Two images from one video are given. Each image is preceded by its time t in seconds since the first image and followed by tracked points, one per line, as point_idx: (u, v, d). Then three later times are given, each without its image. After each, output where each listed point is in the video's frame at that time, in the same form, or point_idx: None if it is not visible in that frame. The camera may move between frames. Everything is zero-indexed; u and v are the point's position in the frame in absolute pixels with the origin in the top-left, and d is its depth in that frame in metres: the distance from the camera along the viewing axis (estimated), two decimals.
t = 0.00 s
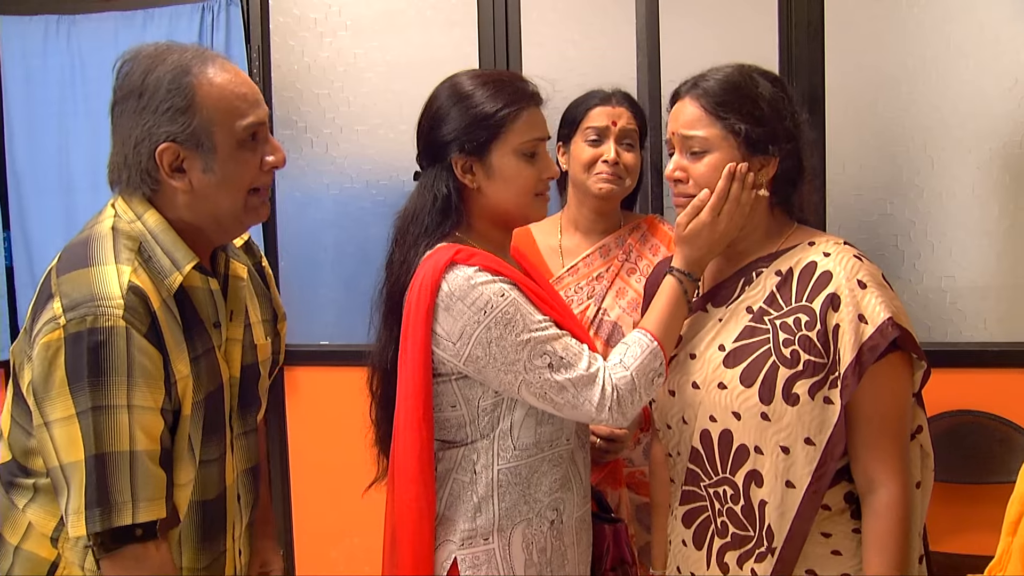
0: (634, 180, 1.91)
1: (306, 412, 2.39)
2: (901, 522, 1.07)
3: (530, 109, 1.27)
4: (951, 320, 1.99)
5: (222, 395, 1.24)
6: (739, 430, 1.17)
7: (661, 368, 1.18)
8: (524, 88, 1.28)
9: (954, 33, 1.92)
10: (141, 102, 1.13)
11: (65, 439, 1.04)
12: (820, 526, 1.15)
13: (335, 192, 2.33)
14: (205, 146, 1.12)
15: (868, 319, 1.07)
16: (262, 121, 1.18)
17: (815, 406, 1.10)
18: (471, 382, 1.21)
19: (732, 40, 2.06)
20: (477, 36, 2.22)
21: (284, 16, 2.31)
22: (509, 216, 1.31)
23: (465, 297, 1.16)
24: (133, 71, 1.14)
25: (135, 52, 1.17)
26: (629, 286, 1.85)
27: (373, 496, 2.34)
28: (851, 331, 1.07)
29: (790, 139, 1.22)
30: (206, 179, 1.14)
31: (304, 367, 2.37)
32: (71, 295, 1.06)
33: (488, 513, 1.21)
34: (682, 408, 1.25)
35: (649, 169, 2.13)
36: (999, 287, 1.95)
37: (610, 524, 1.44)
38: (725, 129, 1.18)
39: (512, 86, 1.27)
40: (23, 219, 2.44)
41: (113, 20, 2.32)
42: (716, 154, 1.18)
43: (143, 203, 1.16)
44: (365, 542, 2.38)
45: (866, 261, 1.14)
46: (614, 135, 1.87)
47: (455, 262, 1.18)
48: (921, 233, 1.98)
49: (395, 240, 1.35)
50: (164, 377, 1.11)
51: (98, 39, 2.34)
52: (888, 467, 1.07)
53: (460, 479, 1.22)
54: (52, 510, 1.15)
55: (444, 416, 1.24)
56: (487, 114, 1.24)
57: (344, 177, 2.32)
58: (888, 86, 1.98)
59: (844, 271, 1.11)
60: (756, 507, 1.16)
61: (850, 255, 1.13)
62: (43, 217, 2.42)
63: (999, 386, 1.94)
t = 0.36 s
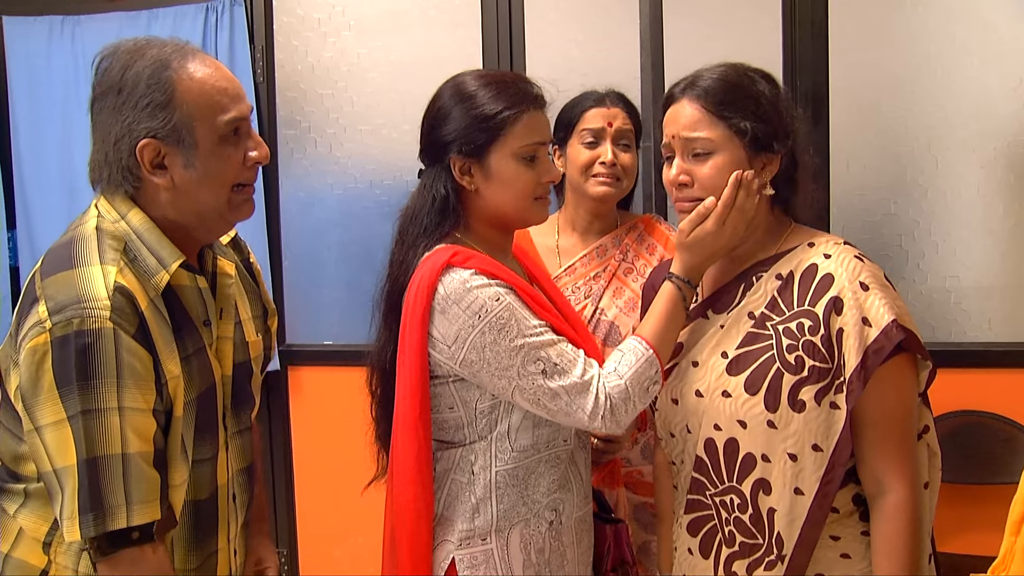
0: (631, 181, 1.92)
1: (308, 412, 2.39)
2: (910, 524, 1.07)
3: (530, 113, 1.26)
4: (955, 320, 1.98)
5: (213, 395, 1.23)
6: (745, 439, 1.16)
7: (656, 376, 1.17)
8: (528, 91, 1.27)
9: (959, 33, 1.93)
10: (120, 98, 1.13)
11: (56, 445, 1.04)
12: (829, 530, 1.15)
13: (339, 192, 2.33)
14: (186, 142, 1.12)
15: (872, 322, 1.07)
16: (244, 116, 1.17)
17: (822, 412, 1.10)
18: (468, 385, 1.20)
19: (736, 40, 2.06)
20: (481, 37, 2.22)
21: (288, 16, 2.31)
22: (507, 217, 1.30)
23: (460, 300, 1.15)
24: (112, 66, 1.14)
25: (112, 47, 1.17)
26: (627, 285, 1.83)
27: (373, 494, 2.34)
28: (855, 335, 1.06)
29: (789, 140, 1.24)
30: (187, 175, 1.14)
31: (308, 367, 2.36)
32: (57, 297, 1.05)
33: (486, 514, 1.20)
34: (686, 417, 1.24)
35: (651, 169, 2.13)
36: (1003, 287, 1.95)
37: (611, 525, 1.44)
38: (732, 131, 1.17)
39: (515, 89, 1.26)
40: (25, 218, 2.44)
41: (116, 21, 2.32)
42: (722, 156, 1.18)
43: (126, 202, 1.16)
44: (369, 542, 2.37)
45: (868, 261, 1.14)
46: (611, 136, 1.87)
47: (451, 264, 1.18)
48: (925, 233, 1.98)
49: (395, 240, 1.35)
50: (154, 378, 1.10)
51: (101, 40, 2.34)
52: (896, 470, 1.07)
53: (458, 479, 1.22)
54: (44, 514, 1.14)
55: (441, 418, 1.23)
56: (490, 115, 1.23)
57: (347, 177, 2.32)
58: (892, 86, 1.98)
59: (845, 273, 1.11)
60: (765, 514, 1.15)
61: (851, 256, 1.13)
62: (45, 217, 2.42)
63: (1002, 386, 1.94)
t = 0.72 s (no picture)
0: (632, 181, 1.91)
1: (314, 412, 2.39)
2: (932, 532, 1.07)
3: (534, 117, 1.23)
4: (963, 321, 1.97)
5: (218, 394, 1.23)
6: (762, 448, 1.16)
7: (649, 388, 1.15)
8: (535, 96, 1.25)
9: (967, 32, 1.92)
10: (122, 97, 1.14)
11: (61, 443, 1.04)
12: (848, 540, 1.15)
13: (345, 192, 2.33)
14: (187, 139, 1.12)
15: (890, 325, 1.07)
16: (247, 114, 1.17)
17: (839, 419, 1.10)
18: (464, 387, 1.21)
19: (744, 39, 2.06)
20: (487, 37, 2.22)
21: (294, 16, 2.31)
22: (504, 222, 1.29)
23: (452, 303, 1.15)
24: (116, 67, 1.15)
25: (119, 48, 1.17)
26: (631, 286, 1.83)
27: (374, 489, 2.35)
28: (873, 339, 1.07)
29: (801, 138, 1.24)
30: (189, 174, 1.14)
31: (314, 367, 2.37)
32: (64, 297, 1.05)
33: (483, 515, 1.20)
34: (698, 428, 1.24)
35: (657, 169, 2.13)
36: (1011, 288, 1.94)
37: (616, 529, 1.43)
38: (754, 127, 1.17)
39: (524, 92, 1.24)
40: (32, 218, 2.45)
41: (124, 21, 2.33)
42: (738, 154, 1.18)
43: (131, 201, 1.17)
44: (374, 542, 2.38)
45: (883, 262, 1.14)
46: (610, 136, 1.87)
47: (445, 266, 1.18)
48: (932, 233, 1.97)
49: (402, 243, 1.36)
50: (160, 377, 1.10)
51: (109, 41, 2.34)
52: (916, 478, 1.07)
53: (455, 480, 1.22)
54: (51, 512, 1.14)
55: (438, 418, 1.24)
56: (497, 115, 1.21)
57: (354, 177, 2.32)
58: (900, 86, 1.97)
59: (861, 275, 1.11)
60: (783, 526, 1.17)
61: (866, 257, 1.14)
62: (52, 217, 2.43)
63: (1010, 387, 1.93)
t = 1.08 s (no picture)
0: (633, 184, 1.90)
1: (319, 412, 2.39)
2: (958, 542, 1.08)
3: (534, 117, 1.22)
4: (969, 322, 1.97)
5: (229, 395, 1.22)
6: (784, 458, 1.17)
7: (640, 396, 1.13)
8: (536, 97, 1.24)
9: (974, 32, 1.91)
10: (138, 101, 1.14)
11: (69, 441, 1.04)
12: (872, 550, 1.17)
13: (350, 193, 2.33)
14: (198, 144, 1.12)
15: (914, 331, 1.08)
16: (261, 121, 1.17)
17: (862, 427, 1.11)
18: (458, 388, 1.20)
19: (750, 40, 2.06)
20: (492, 38, 2.22)
21: (299, 18, 2.32)
22: (502, 225, 1.28)
23: (445, 305, 1.15)
24: (134, 72, 1.16)
25: (138, 53, 1.18)
26: (635, 286, 1.82)
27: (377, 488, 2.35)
28: (897, 346, 1.08)
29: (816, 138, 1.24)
30: (200, 178, 1.14)
31: (319, 368, 2.37)
32: (76, 297, 1.06)
33: (476, 517, 1.19)
34: (715, 438, 1.24)
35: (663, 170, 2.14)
36: (1017, 289, 1.93)
37: (620, 536, 1.41)
38: (773, 128, 1.17)
39: (524, 90, 1.23)
40: (38, 218, 2.45)
41: (130, 23, 2.33)
42: (754, 157, 1.17)
43: (145, 203, 1.17)
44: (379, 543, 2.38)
45: (904, 265, 1.15)
46: (611, 140, 1.86)
47: (439, 268, 1.18)
48: (938, 234, 1.97)
49: (407, 245, 1.36)
50: (167, 377, 1.10)
51: (115, 42, 2.35)
52: (942, 488, 1.08)
53: (449, 480, 1.22)
54: (65, 504, 1.14)
55: (435, 419, 1.24)
56: (499, 115, 1.21)
57: (359, 178, 2.32)
58: (906, 86, 1.97)
59: (883, 280, 1.13)
60: (804, 538, 1.18)
61: (888, 261, 1.15)
62: (57, 218, 2.44)
63: (1016, 388, 1.93)
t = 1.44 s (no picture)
0: (633, 189, 1.90)
1: (321, 415, 2.39)
2: (975, 550, 1.09)
3: (536, 119, 1.22)
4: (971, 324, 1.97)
5: (224, 399, 1.22)
6: (800, 464, 1.16)
7: (637, 405, 1.13)
8: (541, 99, 1.24)
9: (975, 34, 1.91)
10: (135, 103, 1.15)
11: (64, 445, 1.04)
12: (887, 559, 1.18)
13: (351, 195, 2.34)
14: (196, 146, 1.12)
15: (934, 337, 1.09)
16: (258, 123, 1.17)
17: (879, 434, 1.11)
18: (456, 391, 1.20)
19: (752, 42, 2.06)
20: (494, 39, 2.22)
21: (302, 20, 2.32)
22: (504, 227, 1.28)
23: (442, 307, 1.15)
24: (131, 73, 1.16)
25: (134, 56, 1.18)
26: (636, 286, 1.82)
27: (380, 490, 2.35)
28: (917, 353, 1.08)
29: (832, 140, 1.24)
30: (198, 181, 1.14)
31: (320, 370, 2.37)
32: (71, 300, 1.05)
33: (473, 520, 1.19)
34: (729, 442, 1.24)
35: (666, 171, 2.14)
36: (1018, 291, 1.93)
37: (626, 541, 1.39)
38: (792, 129, 1.18)
39: (529, 91, 1.24)
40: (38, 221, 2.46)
41: (132, 25, 2.33)
42: (773, 159, 1.17)
43: (142, 206, 1.17)
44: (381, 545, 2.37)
45: (923, 270, 1.16)
46: (611, 144, 1.87)
47: (438, 270, 1.18)
48: (939, 237, 1.97)
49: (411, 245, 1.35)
50: (164, 381, 1.10)
51: (117, 44, 2.35)
52: (959, 496, 1.09)
53: (447, 482, 1.22)
54: (60, 510, 1.14)
55: (435, 420, 1.24)
56: (501, 116, 1.21)
57: (360, 180, 2.33)
58: (908, 88, 1.97)
59: (903, 285, 1.13)
60: (819, 545, 1.17)
61: (907, 265, 1.15)
62: (57, 220, 2.44)
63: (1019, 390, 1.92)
